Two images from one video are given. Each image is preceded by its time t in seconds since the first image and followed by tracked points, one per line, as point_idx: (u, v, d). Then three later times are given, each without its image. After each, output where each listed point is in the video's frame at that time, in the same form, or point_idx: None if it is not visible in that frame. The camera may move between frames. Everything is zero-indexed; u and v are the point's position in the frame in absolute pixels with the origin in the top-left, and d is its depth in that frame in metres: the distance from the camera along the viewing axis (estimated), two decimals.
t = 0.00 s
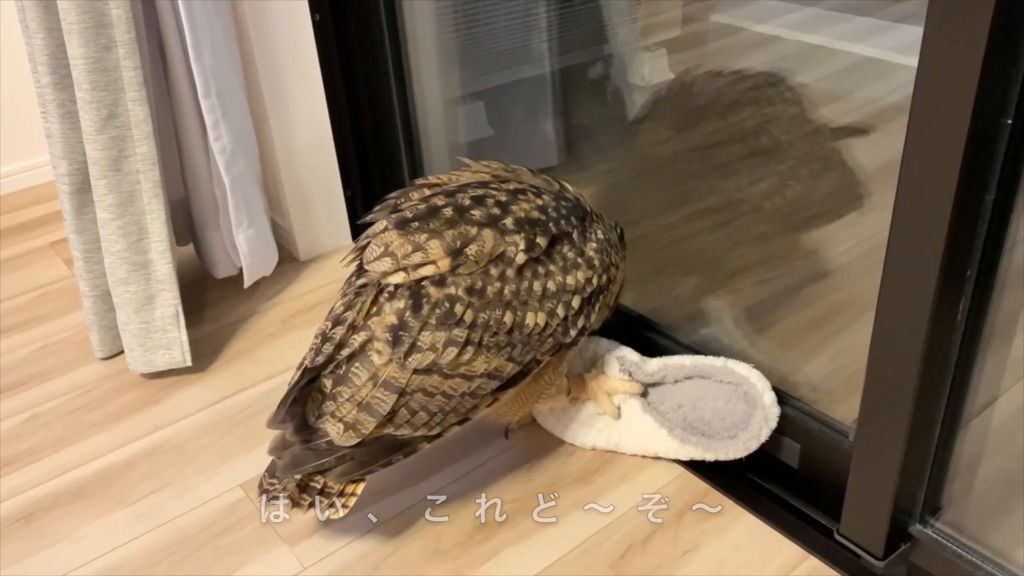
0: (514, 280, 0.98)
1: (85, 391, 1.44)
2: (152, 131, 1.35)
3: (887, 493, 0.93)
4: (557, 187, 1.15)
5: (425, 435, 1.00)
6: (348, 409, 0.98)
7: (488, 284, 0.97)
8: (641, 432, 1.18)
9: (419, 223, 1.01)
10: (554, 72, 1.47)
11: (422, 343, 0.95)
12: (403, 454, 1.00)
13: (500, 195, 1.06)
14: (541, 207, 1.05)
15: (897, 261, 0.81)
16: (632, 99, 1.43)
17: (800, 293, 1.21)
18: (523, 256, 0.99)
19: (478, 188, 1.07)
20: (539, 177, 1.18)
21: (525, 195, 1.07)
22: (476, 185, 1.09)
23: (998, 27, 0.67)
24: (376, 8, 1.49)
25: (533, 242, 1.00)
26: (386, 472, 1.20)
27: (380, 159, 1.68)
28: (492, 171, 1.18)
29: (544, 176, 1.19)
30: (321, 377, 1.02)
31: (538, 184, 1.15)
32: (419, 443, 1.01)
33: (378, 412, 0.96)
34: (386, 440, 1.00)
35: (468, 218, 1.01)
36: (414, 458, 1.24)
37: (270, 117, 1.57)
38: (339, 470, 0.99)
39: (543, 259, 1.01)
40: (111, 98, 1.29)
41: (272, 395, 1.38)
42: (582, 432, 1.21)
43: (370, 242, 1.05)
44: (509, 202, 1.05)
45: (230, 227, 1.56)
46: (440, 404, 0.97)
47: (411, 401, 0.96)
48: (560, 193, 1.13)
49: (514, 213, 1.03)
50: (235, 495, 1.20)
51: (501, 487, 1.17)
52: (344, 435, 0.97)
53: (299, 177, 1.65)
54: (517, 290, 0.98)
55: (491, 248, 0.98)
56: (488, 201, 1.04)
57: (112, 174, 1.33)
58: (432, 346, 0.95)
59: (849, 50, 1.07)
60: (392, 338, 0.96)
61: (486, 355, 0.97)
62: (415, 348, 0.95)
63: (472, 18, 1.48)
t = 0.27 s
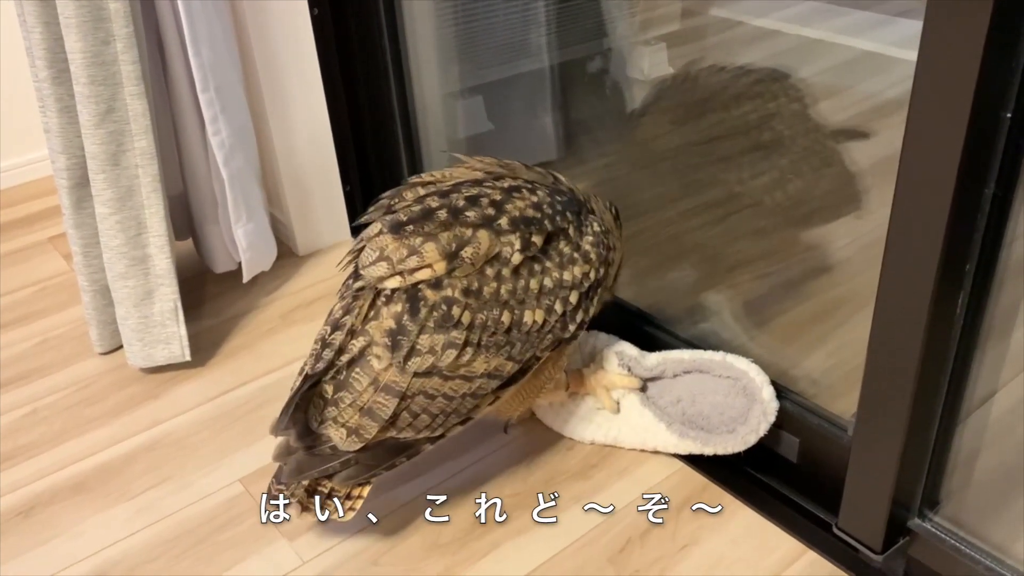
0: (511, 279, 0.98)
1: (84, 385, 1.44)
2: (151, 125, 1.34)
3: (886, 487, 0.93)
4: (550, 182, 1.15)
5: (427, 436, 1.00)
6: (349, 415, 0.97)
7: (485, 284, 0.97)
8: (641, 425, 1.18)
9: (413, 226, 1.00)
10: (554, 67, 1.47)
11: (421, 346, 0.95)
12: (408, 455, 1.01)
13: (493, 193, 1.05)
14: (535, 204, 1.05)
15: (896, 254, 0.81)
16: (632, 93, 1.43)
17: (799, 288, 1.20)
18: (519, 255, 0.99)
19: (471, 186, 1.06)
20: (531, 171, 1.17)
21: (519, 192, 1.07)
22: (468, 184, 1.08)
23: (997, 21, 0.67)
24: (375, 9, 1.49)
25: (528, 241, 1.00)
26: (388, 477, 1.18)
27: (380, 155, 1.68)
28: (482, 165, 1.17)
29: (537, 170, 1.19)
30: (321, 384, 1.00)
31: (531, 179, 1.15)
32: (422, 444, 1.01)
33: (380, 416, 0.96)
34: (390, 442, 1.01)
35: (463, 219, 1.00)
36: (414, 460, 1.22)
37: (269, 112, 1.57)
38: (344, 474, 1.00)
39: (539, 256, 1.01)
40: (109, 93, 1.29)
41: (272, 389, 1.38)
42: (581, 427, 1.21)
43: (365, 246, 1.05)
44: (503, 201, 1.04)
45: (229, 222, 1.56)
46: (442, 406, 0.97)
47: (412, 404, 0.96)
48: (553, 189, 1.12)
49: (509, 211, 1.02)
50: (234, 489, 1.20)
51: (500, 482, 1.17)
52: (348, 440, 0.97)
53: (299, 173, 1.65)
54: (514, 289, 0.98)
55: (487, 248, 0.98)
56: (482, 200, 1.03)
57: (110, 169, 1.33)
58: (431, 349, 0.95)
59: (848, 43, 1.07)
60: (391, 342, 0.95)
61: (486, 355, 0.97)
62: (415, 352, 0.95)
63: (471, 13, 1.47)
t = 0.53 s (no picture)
0: (489, 272, 0.98)
1: (84, 382, 1.44)
2: (151, 122, 1.34)
3: (886, 484, 0.94)
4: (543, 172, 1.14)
5: (408, 426, 1.01)
6: (332, 403, 1.01)
7: (462, 278, 0.97)
8: (635, 416, 1.18)
9: (392, 220, 1.01)
10: (553, 64, 1.46)
11: (397, 338, 0.96)
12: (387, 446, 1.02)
13: (477, 185, 1.05)
14: (519, 196, 1.03)
15: (897, 251, 0.81)
16: (632, 89, 1.42)
17: (799, 284, 1.20)
18: (498, 248, 0.98)
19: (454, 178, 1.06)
20: (525, 160, 1.16)
21: (504, 184, 1.06)
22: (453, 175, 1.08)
23: (998, 18, 0.67)
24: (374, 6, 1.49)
25: (508, 233, 0.99)
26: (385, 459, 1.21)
27: (379, 151, 1.68)
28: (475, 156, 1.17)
29: (533, 160, 1.18)
30: (309, 374, 1.05)
31: (524, 169, 1.13)
32: (405, 434, 1.02)
33: (360, 405, 0.98)
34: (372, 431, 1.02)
35: (441, 213, 1.00)
36: (413, 442, 1.25)
37: (269, 109, 1.56)
38: (326, 462, 1.02)
39: (521, 249, 1.00)
40: (109, 89, 1.29)
41: (271, 386, 1.38)
42: (578, 416, 1.22)
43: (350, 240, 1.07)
44: (485, 193, 1.03)
45: (229, 218, 1.56)
46: (420, 397, 0.99)
47: (391, 393, 0.98)
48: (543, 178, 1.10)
49: (489, 204, 1.02)
50: (234, 485, 1.20)
51: (500, 479, 1.17)
52: (329, 429, 1.01)
53: (298, 170, 1.65)
54: (491, 282, 0.98)
55: (464, 242, 0.98)
56: (463, 192, 1.03)
57: (110, 165, 1.33)
58: (407, 341, 0.96)
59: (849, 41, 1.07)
60: (369, 334, 0.97)
61: (464, 347, 0.97)
62: (391, 344, 0.96)
63: (471, 8, 1.47)
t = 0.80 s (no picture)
0: (460, 268, 0.99)
1: (84, 381, 1.44)
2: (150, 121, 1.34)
3: (885, 482, 0.94)
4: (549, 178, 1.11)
5: (369, 401, 1.06)
6: (304, 361, 1.08)
7: (431, 268, 0.99)
8: (629, 407, 1.18)
9: (379, 201, 1.05)
10: (552, 63, 1.46)
11: (362, 314, 1.01)
12: (343, 414, 1.06)
13: (468, 179, 1.05)
14: (505, 198, 1.03)
15: (896, 250, 0.81)
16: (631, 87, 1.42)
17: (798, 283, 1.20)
18: (470, 245, 0.99)
19: (450, 170, 1.07)
20: (537, 163, 1.14)
21: (496, 183, 1.05)
22: (453, 166, 1.09)
23: (998, 17, 0.67)
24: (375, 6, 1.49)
25: (483, 232, 0.99)
26: (371, 414, 1.29)
27: (379, 149, 1.68)
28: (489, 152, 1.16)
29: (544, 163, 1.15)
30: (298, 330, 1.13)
31: (529, 174, 1.10)
32: (365, 407, 1.07)
33: (324, 369, 1.05)
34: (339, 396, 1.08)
35: (422, 201, 1.02)
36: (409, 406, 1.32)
37: (269, 108, 1.56)
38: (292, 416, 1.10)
39: (497, 250, 0.99)
40: (108, 87, 1.29)
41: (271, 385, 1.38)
42: (573, 409, 1.22)
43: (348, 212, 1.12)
44: (472, 190, 1.04)
45: (229, 217, 1.56)
46: (378, 374, 1.03)
47: (351, 364, 1.03)
48: (545, 183, 1.08)
49: (472, 201, 1.02)
50: (234, 484, 1.20)
51: (499, 477, 1.17)
52: (299, 384, 1.09)
53: (298, 168, 1.65)
54: (460, 278, 0.99)
55: (438, 234, 0.99)
56: (451, 185, 1.04)
57: (109, 164, 1.33)
58: (370, 319, 1.01)
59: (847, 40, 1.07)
60: (340, 305, 1.04)
61: (424, 335, 1.00)
62: (356, 318, 1.02)
63: (472, 7, 1.47)
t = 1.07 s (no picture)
0: (451, 271, 0.98)
1: (84, 380, 1.44)
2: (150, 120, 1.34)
3: (884, 482, 0.94)
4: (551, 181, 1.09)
5: (366, 393, 1.08)
6: (305, 351, 1.10)
7: (424, 269, 0.99)
8: (628, 408, 1.18)
9: (377, 198, 1.05)
10: (552, 63, 1.45)
11: (358, 311, 1.02)
12: (341, 406, 1.08)
13: (466, 180, 1.03)
14: (500, 201, 1.01)
15: (896, 248, 0.81)
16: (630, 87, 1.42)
17: (797, 282, 1.20)
18: (460, 248, 0.97)
19: (449, 169, 1.06)
20: (541, 165, 1.11)
21: (493, 185, 1.03)
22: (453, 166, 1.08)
23: (998, 17, 0.67)
24: (376, 7, 1.48)
25: (475, 235, 0.98)
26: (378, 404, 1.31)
27: (379, 149, 1.67)
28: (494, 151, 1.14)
29: (549, 164, 1.13)
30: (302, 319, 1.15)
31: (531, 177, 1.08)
32: (362, 399, 1.08)
33: (322, 360, 1.07)
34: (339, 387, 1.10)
35: (417, 202, 1.02)
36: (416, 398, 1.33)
37: (269, 107, 1.56)
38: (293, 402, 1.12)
39: (488, 255, 0.98)
40: (108, 87, 1.29)
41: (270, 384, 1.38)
42: (573, 409, 1.22)
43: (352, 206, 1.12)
44: (467, 191, 1.02)
45: (229, 216, 1.56)
46: (372, 369, 1.04)
47: (347, 358, 1.05)
48: (546, 187, 1.06)
49: (467, 203, 1.01)
50: (234, 484, 1.20)
51: (498, 476, 1.17)
52: (300, 372, 1.11)
53: (298, 167, 1.65)
54: (451, 280, 0.98)
55: (430, 235, 0.99)
56: (449, 186, 1.02)
57: (109, 163, 1.33)
58: (365, 316, 1.02)
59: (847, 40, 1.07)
60: (338, 301, 1.05)
61: (415, 334, 1.01)
62: (352, 314, 1.03)
63: (471, 7, 1.46)
